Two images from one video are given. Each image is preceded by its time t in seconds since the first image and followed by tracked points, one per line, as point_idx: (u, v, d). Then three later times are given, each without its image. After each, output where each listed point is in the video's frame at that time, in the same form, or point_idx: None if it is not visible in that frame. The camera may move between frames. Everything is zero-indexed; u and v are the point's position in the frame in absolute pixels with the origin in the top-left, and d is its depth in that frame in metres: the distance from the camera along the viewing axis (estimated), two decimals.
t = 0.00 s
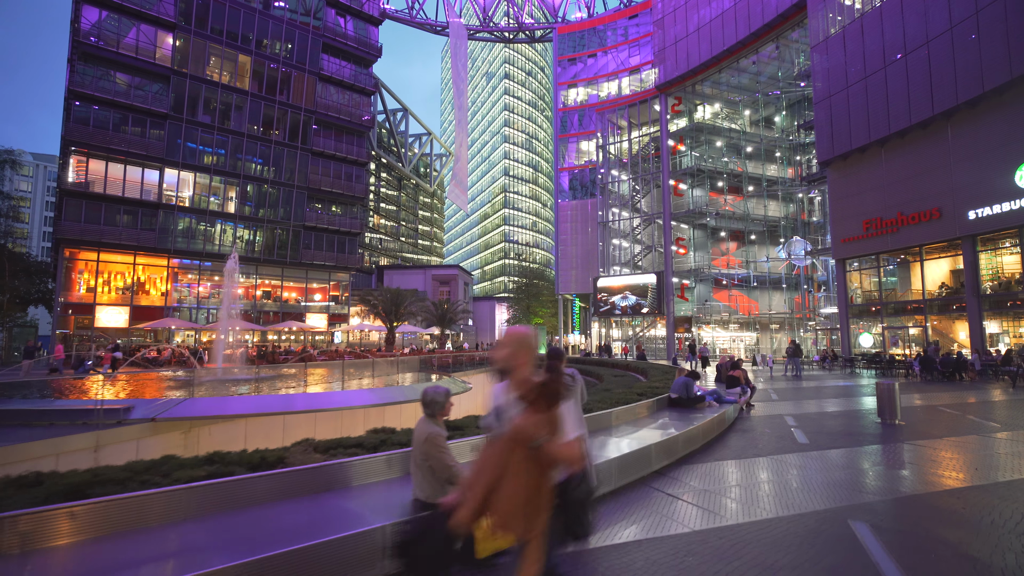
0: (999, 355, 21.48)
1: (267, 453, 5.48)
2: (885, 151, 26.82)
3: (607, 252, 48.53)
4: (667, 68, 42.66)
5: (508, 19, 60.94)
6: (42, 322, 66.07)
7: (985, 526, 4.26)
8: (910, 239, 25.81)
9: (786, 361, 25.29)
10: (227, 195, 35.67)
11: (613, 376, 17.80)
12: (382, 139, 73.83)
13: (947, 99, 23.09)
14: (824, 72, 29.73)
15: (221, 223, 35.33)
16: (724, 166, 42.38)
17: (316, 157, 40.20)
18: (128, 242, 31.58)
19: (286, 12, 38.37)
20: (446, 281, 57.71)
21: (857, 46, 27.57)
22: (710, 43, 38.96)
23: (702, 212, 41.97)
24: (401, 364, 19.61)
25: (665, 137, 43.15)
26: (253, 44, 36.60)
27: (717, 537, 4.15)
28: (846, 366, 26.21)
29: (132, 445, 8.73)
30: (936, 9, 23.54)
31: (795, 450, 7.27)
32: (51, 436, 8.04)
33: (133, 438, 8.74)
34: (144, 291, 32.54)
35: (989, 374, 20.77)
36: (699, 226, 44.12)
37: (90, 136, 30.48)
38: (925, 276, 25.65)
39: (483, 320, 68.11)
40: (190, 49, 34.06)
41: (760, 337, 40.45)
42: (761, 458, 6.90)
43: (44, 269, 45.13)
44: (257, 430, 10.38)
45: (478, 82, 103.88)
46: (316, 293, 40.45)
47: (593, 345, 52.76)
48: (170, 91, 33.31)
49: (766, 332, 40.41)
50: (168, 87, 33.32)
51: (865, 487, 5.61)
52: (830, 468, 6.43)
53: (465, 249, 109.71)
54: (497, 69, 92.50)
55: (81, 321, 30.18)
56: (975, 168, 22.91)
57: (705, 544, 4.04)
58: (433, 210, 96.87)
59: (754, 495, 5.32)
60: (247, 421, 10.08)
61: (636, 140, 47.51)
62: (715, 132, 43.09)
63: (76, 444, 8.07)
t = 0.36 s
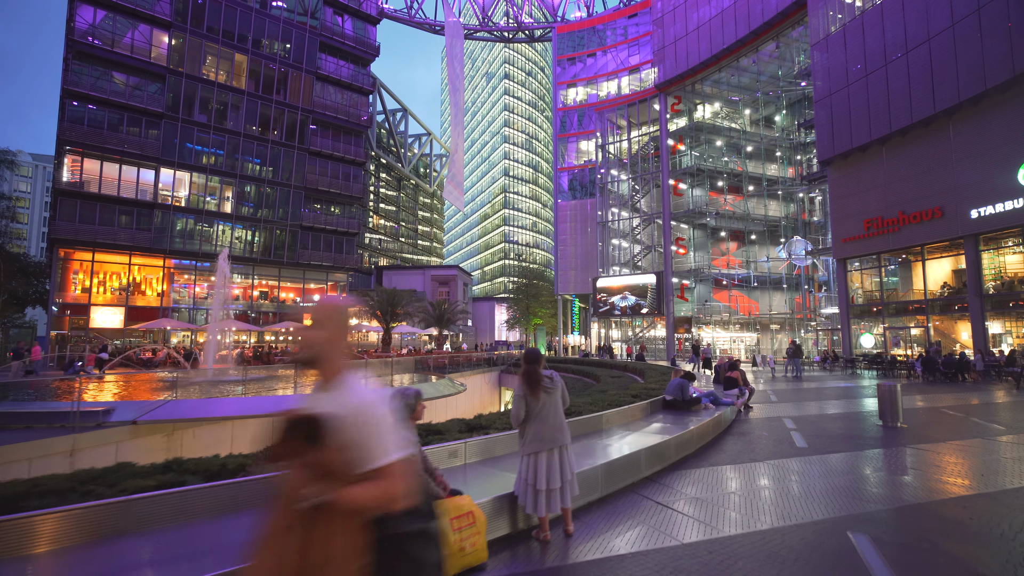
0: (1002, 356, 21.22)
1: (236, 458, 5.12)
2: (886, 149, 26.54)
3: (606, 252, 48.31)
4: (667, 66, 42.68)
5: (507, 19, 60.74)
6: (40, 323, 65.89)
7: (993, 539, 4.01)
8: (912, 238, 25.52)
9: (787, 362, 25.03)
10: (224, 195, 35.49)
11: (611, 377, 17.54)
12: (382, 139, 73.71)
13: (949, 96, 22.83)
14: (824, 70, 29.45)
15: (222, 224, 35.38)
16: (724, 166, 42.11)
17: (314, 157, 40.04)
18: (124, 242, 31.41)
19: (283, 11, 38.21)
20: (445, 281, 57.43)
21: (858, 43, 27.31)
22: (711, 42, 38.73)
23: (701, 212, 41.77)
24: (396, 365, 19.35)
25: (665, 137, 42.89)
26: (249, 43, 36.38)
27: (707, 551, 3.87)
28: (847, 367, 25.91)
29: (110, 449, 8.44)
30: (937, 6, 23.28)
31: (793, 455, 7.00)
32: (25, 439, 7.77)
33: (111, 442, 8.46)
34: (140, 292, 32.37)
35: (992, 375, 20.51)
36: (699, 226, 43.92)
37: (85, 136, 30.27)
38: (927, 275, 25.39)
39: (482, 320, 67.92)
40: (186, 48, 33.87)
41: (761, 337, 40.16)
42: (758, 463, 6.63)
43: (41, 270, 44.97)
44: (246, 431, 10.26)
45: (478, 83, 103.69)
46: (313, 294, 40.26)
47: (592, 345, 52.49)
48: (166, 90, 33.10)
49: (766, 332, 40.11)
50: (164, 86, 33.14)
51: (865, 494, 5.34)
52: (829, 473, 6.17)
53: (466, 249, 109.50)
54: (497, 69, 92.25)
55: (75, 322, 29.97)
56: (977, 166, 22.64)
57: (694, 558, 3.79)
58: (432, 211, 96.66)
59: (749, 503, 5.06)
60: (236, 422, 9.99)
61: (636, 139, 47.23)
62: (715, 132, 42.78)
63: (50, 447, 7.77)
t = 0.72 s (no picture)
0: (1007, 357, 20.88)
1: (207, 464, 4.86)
2: (889, 148, 26.21)
3: (606, 252, 48.03)
4: (668, 65, 42.41)
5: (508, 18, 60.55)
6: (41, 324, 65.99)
7: (1009, 558, 3.72)
8: (916, 237, 25.16)
9: (788, 364, 24.73)
10: (221, 195, 35.30)
11: (609, 379, 17.26)
12: (382, 139, 73.63)
13: (954, 93, 22.50)
14: (826, 68, 29.17)
15: (221, 224, 35.28)
16: (725, 165, 41.80)
17: (312, 157, 39.88)
18: (120, 242, 31.24)
19: (282, 10, 38.05)
20: (445, 281, 57.16)
21: (860, 41, 26.99)
22: (711, 41, 38.53)
23: (702, 212, 41.49)
24: (391, 366, 19.11)
25: (666, 136, 42.61)
26: (247, 42, 36.18)
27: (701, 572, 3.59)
28: (850, 369, 25.58)
29: (89, 454, 8.23)
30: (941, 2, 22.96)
31: (794, 462, 6.70)
32: None
33: (90, 446, 8.26)
34: (137, 292, 32.22)
35: (997, 376, 20.17)
36: (700, 225, 43.53)
37: (81, 135, 30.11)
38: (931, 275, 25.05)
39: (482, 320, 67.67)
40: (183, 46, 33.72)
41: (762, 338, 39.81)
42: (757, 471, 6.34)
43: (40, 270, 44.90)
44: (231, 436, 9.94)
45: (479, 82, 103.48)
46: (311, 294, 40.06)
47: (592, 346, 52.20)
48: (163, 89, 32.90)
49: (767, 333, 39.76)
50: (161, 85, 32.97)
51: (870, 505, 5.04)
52: (831, 482, 5.88)
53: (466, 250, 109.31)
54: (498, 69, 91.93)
55: (71, 322, 29.79)
56: (982, 164, 22.30)
57: None
58: (433, 211, 96.50)
59: (746, 516, 4.76)
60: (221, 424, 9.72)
61: (637, 138, 46.92)
62: (716, 131, 42.47)
63: (25, 453, 7.57)
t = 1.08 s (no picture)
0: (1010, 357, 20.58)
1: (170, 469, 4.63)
2: (891, 145, 25.90)
3: (606, 252, 47.80)
4: (667, 63, 42.15)
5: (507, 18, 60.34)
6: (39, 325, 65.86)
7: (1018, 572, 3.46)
8: (918, 236, 24.86)
9: (788, 364, 24.48)
10: (218, 194, 35.10)
11: (605, 379, 17.00)
12: (382, 139, 73.55)
13: (956, 90, 22.18)
14: (827, 66, 28.87)
15: (219, 224, 35.19)
16: (725, 164, 41.51)
17: (309, 156, 39.67)
18: (115, 242, 31.06)
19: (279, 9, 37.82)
20: (444, 281, 56.88)
21: (862, 37, 26.67)
22: (711, 39, 38.30)
23: (702, 211, 41.26)
24: (385, 366, 18.87)
25: (665, 135, 42.36)
26: (244, 40, 35.94)
27: None
28: (851, 369, 25.28)
29: (65, 456, 8.04)
30: None
31: (791, 466, 6.42)
32: None
33: (66, 449, 8.05)
34: (133, 292, 32.08)
35: (1000, 377, 19.88)
36: (700, 225, 43.19)
37: (76, 134, 29.94)
38: (933, 275, 24.75)
39: (482, 320, 67.46)
40: (179, 45, 33.55)
41: (763, 338, 39.52)
42: (750, 475, 6.07)
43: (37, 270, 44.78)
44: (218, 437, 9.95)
45: (479, 82, 103.20)
46: (309, 294, 39.89)
47: (592, 346, 51.92)
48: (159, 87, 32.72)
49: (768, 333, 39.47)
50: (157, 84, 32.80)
51: (870, 513, 4.76)
52: (830, 488, 5.60)
53: (467, 250, 109.07)
54: (498, 69, 91.66)
55: (66, 322, 29.63)
56: (985, 162, 22.00)
57: None
58: (433, 211, 96.28)
59: (738, 525, 4.49)
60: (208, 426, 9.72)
61: (636, 138, 46.71)
62: (716, 130, 42.17)
63: None
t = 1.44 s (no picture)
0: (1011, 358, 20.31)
1: (122, 482, 4.38)
2: (892, 143, 25.63)
3: (605, 252, 47.51)
4: (666, 62, 41.88)
5: (506, 17, 60.08)
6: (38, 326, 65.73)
7: None
8: (919, 235, 24.59)
9: (787, 365, 24.23)
10: (213, 194, 34.87)
11: (601, 379, 16.75)
12: (380, 139, 73.37)
13: (958, 87, 21.91)
14: (827, 64, 28.60)
15: (217, 224, 35.08)
16: (725, 163, 41.27)
17: (305, 155, 39.43)
18: (109, 242, 30.86)
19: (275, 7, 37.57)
20: (442, 281, 56.61)
21: (862, 35, 26.42)
22: (711, 37, 38.05)
23: (701, 210, 40.99)
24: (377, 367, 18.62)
25: (664, 134, 42.13)
26: (239, 38, 35.71)
27: None
28: (851, 370, 25.03)
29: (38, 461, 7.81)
30: None
31: (785, 472, 6.18)
32: None
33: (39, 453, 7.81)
34: (127, 292, 31.91)
35: (1001, 378, 19.62)
36: (699, 224, 42.92)
37: (69, 132, 29.74)
38: (933, 274, 24.49)
39: (481, 321, 67.22)
40: (174, 43, 33.32)
41: (763, 338, 39.21)
42: (744, 482, 5.81)
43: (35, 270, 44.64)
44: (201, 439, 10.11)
45: (479, 82, 102.95)
46: (306, 294, 39.68)
47: (591, 346, 51.64)
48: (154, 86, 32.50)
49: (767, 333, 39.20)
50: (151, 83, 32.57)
51: (870, 524, 4.49)
52: (828, 495, 5.34)
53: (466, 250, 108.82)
54: (497, 68, 91.43)
55: (59, 322, 29.45)
56: (986, 160, 21.73)
57: None
58: (432, 210, 96.08)
59: (731, 536, 4.26)
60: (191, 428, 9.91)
61: (635, 137, 46.52)
62: (715, 129, 41.86)
63: None
